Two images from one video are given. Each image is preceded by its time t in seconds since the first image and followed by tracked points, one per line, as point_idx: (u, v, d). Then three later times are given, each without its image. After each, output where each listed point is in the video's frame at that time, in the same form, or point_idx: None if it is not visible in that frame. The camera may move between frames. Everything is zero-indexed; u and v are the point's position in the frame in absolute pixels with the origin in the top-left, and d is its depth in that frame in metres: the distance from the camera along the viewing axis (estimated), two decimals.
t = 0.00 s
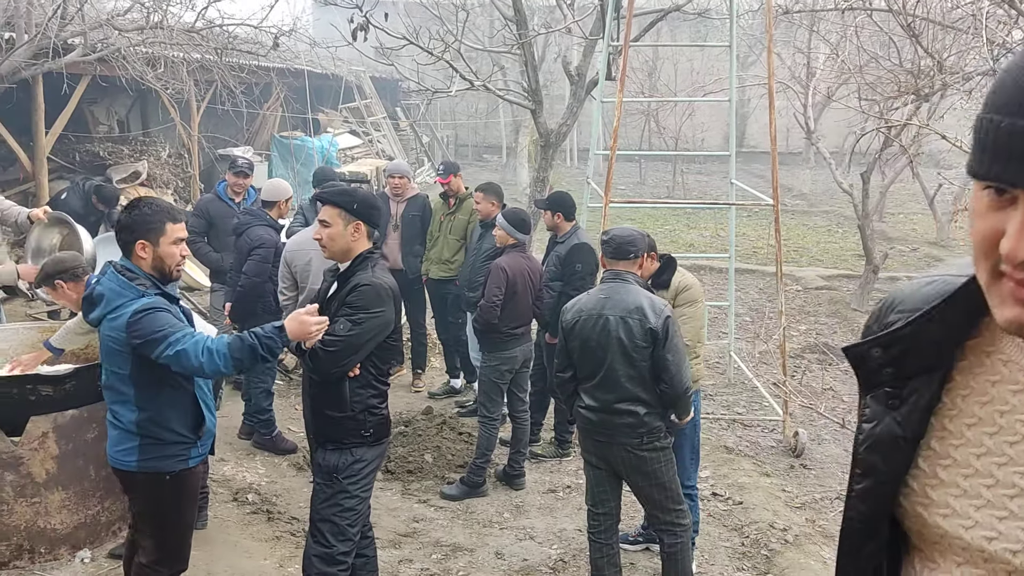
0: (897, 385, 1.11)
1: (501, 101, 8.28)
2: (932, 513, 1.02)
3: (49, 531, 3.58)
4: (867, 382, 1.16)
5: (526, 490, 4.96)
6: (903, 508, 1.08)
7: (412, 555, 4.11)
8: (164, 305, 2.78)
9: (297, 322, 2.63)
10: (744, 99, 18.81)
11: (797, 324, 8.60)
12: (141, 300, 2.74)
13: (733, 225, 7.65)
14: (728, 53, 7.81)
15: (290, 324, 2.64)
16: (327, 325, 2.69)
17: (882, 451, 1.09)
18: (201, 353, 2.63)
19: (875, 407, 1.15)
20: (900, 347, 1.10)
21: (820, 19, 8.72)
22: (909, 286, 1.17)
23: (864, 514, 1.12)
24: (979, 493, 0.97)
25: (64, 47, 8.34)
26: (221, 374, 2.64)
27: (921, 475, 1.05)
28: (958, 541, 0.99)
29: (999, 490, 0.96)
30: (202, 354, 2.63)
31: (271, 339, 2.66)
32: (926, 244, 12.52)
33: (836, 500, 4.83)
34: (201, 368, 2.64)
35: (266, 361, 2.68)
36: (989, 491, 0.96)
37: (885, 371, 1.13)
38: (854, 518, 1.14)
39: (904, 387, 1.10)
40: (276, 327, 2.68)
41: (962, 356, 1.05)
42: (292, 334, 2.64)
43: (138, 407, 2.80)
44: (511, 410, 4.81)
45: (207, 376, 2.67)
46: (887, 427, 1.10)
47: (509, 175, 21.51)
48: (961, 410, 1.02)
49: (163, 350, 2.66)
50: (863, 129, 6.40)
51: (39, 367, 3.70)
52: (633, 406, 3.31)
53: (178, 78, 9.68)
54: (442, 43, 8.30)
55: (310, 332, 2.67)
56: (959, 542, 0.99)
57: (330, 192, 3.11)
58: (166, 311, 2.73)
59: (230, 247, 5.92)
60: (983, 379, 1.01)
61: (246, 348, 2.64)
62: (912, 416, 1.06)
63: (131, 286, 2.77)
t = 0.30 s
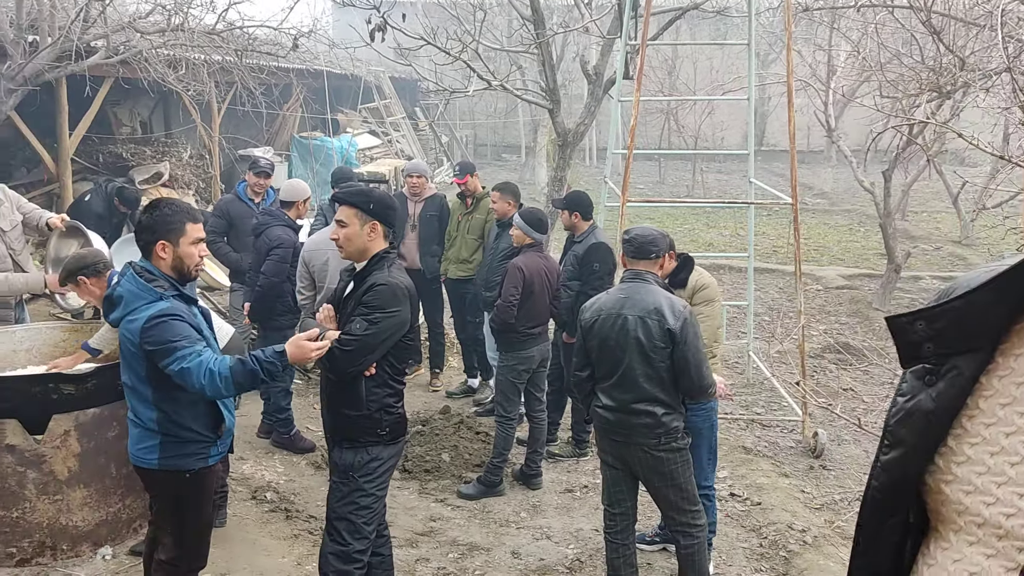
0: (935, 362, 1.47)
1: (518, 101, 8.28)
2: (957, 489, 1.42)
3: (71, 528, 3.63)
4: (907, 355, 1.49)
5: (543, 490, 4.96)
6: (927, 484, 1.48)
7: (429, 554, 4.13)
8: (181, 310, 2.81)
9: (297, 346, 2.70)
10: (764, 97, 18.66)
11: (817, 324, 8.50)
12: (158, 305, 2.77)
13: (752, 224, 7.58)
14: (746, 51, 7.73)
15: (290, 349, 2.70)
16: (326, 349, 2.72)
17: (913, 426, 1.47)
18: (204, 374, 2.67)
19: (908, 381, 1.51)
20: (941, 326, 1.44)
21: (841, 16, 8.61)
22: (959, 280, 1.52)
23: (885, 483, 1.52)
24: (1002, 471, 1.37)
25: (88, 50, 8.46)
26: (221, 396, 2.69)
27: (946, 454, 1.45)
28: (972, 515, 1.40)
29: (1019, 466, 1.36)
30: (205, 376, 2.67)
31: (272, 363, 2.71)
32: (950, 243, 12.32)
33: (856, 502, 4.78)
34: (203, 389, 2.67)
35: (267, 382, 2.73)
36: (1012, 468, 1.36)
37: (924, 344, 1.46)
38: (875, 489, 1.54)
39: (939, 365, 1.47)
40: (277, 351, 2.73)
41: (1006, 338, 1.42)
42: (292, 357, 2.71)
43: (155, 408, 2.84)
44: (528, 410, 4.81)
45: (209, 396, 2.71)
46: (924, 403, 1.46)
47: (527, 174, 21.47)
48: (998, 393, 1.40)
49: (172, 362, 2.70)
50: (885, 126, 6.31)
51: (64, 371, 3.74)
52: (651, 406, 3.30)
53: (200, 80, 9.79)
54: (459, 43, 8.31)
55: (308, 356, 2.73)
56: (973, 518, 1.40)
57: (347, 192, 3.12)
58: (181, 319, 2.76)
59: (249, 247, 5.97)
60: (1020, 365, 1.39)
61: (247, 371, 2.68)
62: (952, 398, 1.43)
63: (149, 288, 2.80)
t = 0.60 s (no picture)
0: (949, 355, 1.58)
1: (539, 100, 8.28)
2: (959, 479, 1.53)
3: (96, 524, 3.68)
4: (922, 345, 1.59)
5: (562, 490, 4.95)
6: (933, 474, 1.60)
7: (448, 552, 4.14)
8: (187, 318, 2.81)
9: (262, 384, 2.69)
10: (787, 96, 18.51)
11: (840, 324, 8.42)
12: (163, 311, 2.79)
13: (774, 223, 7.52)
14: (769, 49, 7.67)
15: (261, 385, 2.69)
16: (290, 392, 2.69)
17: (922, 414, 1.59)
18: (179, 399, 2.72)
19: (922, 372, 1.64)
20: (956, 317, 1.55)
21: (866, 13, 8.52)
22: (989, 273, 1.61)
23: (889, 468, 1.65)
24: (1001, 461, 1.47)
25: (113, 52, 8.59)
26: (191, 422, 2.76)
27: (951, 445, 1.57)
28: (970, 504, 1.51)
29: (1016, 456, 1.45)
30: (178, 401, 2.73)
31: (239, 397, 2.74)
32: (978, 242, 12.14)
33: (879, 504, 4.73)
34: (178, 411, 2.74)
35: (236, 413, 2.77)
36: (1010, 459, 1.45)
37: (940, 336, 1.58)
38: (880, 475, 1.67)
39: (953, 358, 1.58)
40: (248, 389, 2.73)
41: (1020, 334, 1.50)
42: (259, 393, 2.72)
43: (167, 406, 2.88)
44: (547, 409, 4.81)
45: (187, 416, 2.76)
46: (933, 393, 1.59)
47: (548, 174, 21.45)
48: (1006, 385, 1.50)
49: (163, 376, 2.75)
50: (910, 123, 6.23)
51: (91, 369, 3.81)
52: (673, 405, 3.28)
53: (222, 82, 9.90)
54: (479, 42, 8.32)
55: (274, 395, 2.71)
56: (970, 507, 1.50)
57: (364, 191, 3.14)
58: (181, 329, 2.77)
59: (270, 247, 6.03)
60: None
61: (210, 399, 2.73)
62: (959, 390, 1.54)
63: (162, 290, 2.82)
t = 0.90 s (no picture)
0: (976, 362, 1.58)
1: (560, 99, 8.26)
2: (987, 486, 1.52)
3: (121, 520, 3.73)
4: (949, 351, 1.60)
5: (582, 489, 4.94)
6: (962, 481, 1.58)
7: (468, 551, 4.15)
8: (217, 310, 2.84)
9: (291, 378, 2.55)
10: (811, 93, 18.34)
11: (864, 324, 8.31)
12: (194, 303, 2.82)
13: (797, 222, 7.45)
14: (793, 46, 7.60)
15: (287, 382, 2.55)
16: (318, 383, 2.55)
17: (950, 420, 1.58)
18: (212, 378, 2.67)
19: (949, 379, 1.63)
20: (984, 322, 1.55)
21: (892, 10, 8.41)
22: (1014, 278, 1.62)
23: (916, 476, 1.63)
24: None
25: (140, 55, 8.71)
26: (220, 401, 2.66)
27: (980, 452, 1.55)
28: (1000, 512, 1.49)
29: None
30: (211, 379, 2.68)
31: (260, 388, 2.58)
32: (1007, 241, 11.95)
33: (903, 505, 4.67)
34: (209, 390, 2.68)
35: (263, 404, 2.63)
36: None
37: (969, 342, 1.58)
38: (907, 482, 1.64)
39: (981, 364, 1.58)
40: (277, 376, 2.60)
41: None
42: (288, 387, 2.57)
43: (189, 400, 2.90)
44: (567, 409, 4.79)
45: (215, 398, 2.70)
46: (961, 400, 1.57)
47: (570, 173, 21.41)
48: None
49: (196, 359, 2.75)
50: (936, 121, 6.14)
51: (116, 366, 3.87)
52: (696, 405, 3.26)
53: (246, 83, 9.99)
54: (501, 41, 8.32)
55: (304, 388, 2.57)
56: (1001, 515, 1.49)
57: (388, 187, 3.16)
58: (212, 319, 2.79)
59: (293, 246, 6.07)
60: None
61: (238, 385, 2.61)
62: (988, 394, 1.53)
63: (191, 284, 2.86)
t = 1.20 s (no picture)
0: (1007, 359, 1.53)
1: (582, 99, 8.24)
2: (1009, 485, 1.47)
3: (146, 516, 3.79)
4: (981, 347, 1.53)
5: (604, 489, 4.92)
6: (987, 480, 1.53)
7: (489, 550, 4.15)
8: (250, 298, 2.90)
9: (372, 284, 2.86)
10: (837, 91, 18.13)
11: (891, 324, 8.20)
12: (227, 293, 2.86)
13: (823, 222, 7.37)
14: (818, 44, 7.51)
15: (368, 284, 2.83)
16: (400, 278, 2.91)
17: (975, 418, 1.53)
18: (289, 328, 2.78)
19: (980, 376, 1.57)
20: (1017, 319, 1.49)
21: (920, 7, 8.29)
22: None
23: (941, 473, 1.59)
24: None
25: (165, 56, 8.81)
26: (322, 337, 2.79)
27: (1007, 451, 1.50)
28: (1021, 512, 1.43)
29: None
30: (290, 329, 2.78)
31: (352, 303, 2.82)
32: None
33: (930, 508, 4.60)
34: (292, 340, 2.77)
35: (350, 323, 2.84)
36: None
37: (1000, 339, 1.52)
38: (932, 479, 1.61)
39: (1012, 363, 1.52)
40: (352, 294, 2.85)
41: None
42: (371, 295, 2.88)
43: (224, 397, 2.92)
44: (589, 409, 4.77)
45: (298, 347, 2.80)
46: (989, 398, 1.52)
47: (592, 172, 21.35)
48: None
49: (250, 333, 2.79)
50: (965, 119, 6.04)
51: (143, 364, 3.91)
52: (721, 405, 3.24)
53: (270, 83, 10.07)
54: (523, 41, 8.31)
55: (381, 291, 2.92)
56: (1022, 514, 1.43)
57: (414, 188, 3.16)
58: (250, 300, 2.86)
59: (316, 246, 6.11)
60: None
61: (330, 314, 2.78)
62: (1015, 393, 1.47)
63: (215, 282, 2.89)
